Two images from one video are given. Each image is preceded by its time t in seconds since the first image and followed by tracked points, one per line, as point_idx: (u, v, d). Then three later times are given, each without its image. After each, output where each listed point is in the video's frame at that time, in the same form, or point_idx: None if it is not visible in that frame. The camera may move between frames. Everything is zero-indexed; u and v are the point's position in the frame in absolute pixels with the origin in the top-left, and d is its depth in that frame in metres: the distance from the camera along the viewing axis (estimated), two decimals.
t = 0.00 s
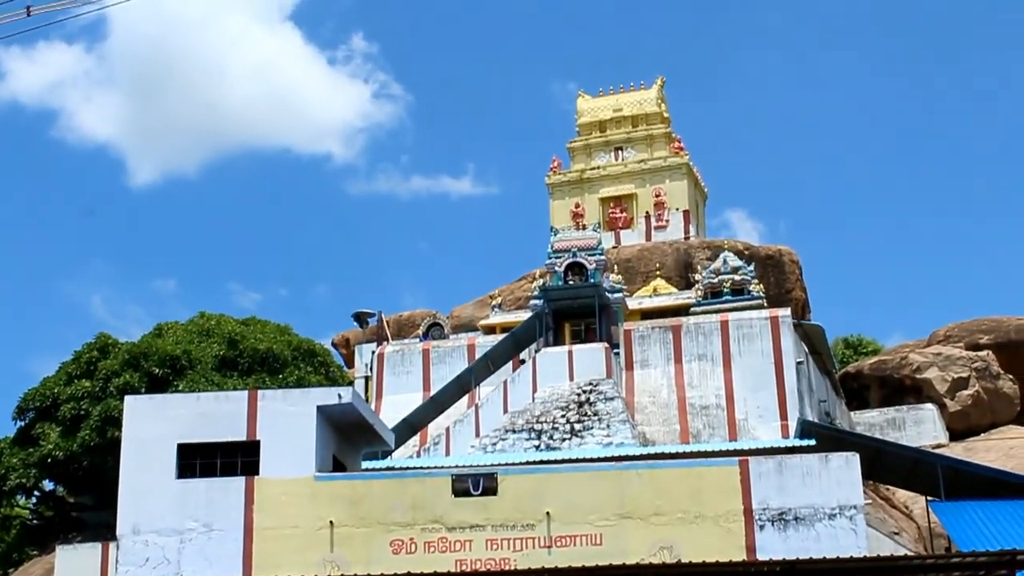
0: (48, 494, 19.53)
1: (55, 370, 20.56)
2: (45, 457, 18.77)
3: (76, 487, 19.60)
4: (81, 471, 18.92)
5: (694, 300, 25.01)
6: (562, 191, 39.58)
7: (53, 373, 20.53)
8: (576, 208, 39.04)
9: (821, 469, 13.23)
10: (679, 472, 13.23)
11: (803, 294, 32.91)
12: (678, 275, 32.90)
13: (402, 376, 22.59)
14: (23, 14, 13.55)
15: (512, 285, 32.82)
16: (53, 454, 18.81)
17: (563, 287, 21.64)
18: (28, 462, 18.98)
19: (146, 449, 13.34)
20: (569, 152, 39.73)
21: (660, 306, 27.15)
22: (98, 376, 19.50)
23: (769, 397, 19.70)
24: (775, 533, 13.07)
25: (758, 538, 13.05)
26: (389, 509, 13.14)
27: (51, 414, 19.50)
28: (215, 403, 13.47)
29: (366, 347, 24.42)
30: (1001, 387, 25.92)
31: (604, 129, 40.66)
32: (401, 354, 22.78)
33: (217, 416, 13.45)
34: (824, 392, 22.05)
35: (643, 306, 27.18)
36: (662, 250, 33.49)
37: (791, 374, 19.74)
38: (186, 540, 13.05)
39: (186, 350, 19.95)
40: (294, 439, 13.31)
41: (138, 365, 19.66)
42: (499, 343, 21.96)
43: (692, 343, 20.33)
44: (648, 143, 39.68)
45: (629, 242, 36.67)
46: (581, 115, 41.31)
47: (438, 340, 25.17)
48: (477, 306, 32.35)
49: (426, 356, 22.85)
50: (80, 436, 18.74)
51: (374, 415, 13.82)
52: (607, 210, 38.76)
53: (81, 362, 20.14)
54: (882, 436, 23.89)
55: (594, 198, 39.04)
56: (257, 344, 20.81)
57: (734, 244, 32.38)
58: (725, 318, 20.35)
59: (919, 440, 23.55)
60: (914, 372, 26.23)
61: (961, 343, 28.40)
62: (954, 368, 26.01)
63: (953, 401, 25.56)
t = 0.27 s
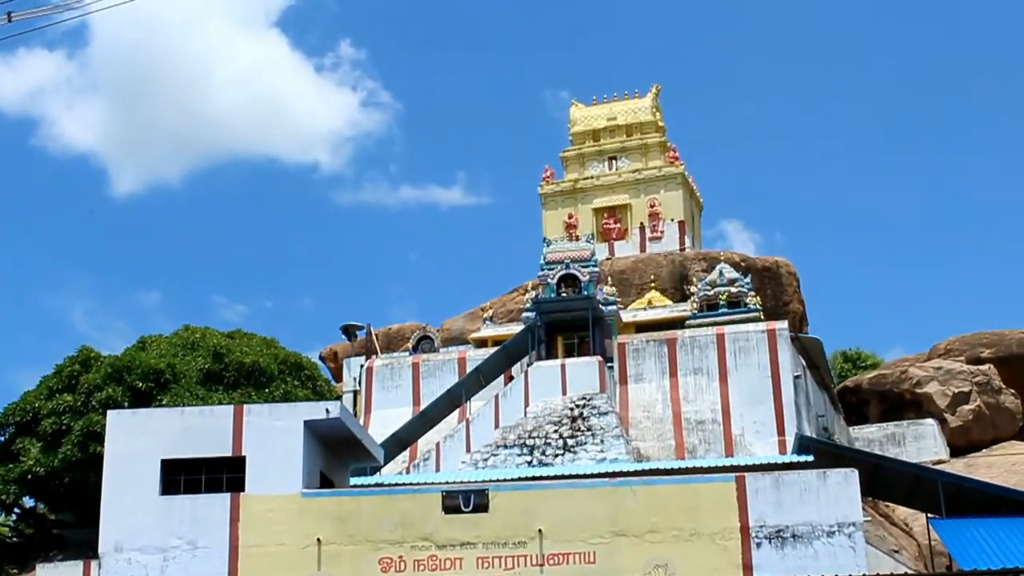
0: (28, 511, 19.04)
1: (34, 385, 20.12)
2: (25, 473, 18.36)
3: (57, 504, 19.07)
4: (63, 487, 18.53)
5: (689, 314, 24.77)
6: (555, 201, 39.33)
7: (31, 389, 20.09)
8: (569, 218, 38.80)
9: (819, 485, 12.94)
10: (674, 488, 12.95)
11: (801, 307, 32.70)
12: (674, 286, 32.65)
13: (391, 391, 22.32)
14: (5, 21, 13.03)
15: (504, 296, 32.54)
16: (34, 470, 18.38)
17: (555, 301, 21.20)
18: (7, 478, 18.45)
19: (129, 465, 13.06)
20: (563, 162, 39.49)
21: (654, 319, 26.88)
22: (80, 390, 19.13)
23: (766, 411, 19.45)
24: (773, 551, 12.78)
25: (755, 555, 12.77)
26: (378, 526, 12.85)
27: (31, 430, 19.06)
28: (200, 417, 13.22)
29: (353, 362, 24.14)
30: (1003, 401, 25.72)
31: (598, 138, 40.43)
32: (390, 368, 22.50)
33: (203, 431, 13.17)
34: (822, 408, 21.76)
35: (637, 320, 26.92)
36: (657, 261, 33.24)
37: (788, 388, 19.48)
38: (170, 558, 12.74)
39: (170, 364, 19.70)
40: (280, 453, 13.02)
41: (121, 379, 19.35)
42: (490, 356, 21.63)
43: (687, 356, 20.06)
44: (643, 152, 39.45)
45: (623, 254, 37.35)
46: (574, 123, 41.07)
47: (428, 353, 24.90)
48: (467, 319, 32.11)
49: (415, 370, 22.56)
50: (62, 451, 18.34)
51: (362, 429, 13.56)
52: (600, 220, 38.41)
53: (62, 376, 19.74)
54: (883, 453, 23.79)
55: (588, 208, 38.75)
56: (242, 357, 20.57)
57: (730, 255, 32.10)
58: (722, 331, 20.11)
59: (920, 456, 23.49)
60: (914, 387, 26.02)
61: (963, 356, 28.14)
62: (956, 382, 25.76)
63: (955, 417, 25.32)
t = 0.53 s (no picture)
0: None
1: None
2: None
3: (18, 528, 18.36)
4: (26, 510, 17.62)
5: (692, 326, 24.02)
6: (552, 206, 38.60)
7: None
8: (565, 224, 38.07)
9: (831, 508, 12.17)
10: (677, 512, 12.16)
11: (810, 318, 32.00)
12: (676, 295, 31.92)
13: (376, 408, 21.54)
14: None
15: (496, 307, 31.77)
16: None
17: (550, 311, 20.41)
18: None
19: (95, 488, 12.27)
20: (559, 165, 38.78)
21: (655, 331, 26.13)
22: (45, 407, 18.35)
23: (774, 429, 18.71)
24: None
25: None
26: (361, 553, 12.08)
27: None
28: (172, 437, 12.43)
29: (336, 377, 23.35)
30: None
31: (596, 140, 39.70)
32: (375, 383, 21.72)
33: (176, 451, 12.39)
34: (833, 425, 20.96)
35: (637, 332, 26.16)
36: (657, 270, 32.53)
37: (797, 405, 18.77)
38: None
39: (141, 380, 18.90)
40: (257, 476, 12.25)
41: (89, 396, 18.56)
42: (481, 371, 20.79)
43: (690, 371, 19.32)
44: (642, 154, 38.72)
45: (622, 261, 36.15)
46: (572, 124, 40.33)
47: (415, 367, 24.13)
48: (457, 331, 31.34)
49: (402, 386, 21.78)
50: (25, 471, 17.56)
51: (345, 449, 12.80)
52: (598, 226, 37.81)
53: (28, 391, 18.96)
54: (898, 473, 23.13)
55: (585, 213, 38.05)
56: (218, 372, 19.71)
57: (734, 263, 31.34)
58: (727, 344, 19.40)
59: (939, 477, 22.80)
60: (932, 404, 25.37)
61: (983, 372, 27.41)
62: (975, 399, 25.06)
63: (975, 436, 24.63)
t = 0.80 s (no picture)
0: None
1: None
2: None
3: None
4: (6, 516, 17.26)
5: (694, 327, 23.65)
6: (550, 202, 38.17)
7: None
8: (563, 221, 37.65)
9: (837, 514, 11.77)
10: (678, 518, 11.75)
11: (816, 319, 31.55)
12: (677, 295, 31.55)
13: (367, 411, 21.14)
14: None
15: (491, 307, 31.37)
16: None
17: (547, 311, 20.00)
18: None
19: (77, 493, 11.89)
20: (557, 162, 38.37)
21: (655, 332, 25.73)
22: (24, 410, 17.92)
23: (779, 434, 18.32)
24: None
25: None
26: (351, 561, 11.67)
27: None
28: (156, 441, 12.02)
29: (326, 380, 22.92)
30: None
31: (595, 135, 39.27)
32: (365, 386, 21.31)
33: (160, 455, 11.99)
34: (839, 428, 20.52)
35: (637, 333, 25.77)
36: (658, 269, 32.13)
37: (802, 409, 18.35)
38: None
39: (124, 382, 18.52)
40: (242, 481, 11.85)
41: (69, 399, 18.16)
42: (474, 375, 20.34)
43: (691, 374, 18.91)
44: (641, 150, 38.32)
45: (621, 261, 35.62)
46: (570, 119, 39.89)
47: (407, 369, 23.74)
48: (450, 332, 30.92)
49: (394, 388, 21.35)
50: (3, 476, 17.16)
51: (334, 453, 12.42)
52: (596, 223, 37.42)
53: (7, 394, 18.54)
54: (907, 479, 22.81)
55: (583, 210, 37.64)
56: (202, 374, 19.38)
57: (737, 262, 30.95)
58: (730, 346, 18.99)
59: (948, 483, 22.45)
60: (941, 408, 25.01)
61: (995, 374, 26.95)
62: (987, 403, 24.67)
63: (985, 441, 24.29)
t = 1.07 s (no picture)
0: None
1: None
2: None
3: None
4: None
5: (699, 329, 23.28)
6: (551, 200, 37.80)
7: None
8: (563, 219, 37.28)
9: (845, 523, 11.42)
10: (682, 526, 11.39)
11: (823, 321, 31.14)
12: (682, 295, 31.20)
13: (361, 416, 20.79)
14: None
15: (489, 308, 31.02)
16: None
17: (547, 313, 19.60)
18: None
19: (60, 501, 11.52)
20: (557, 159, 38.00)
21: (658, 333, 25.34)
22: (8, 415, 17.56)
23: (785, 440, 17.96)
24: None
25: None
26: (345, 571, 11.31)
27: None
28: (143, 446, 11.65)
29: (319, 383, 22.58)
30: None
31: (596, 131, 38.88)
32: (360, 390, 20.95)
33: (146, 462, 11.62)
34: (847, 432, 20.12)
35: (639, 334, 25.41)
36: (660, 269, 31.78)
37: (809, 415, 18.02)
38: None
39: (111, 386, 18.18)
40: (232, 489, 11.49)
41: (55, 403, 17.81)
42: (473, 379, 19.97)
43: (695, 377, 18.53)
44: (643, 146, 37.94)
45: (624, 260, 36.01)
46: (570, 114, 39.49)
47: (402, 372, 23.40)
48: (448, 334, 30.56)
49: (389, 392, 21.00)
50: None
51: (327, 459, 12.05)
52: (597, 222, 36.97)
53: None
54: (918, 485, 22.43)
55: (584, 208, 37.26)
56: (191, 378, 19.04)
57: (742, 262, 30.58)
58: (735, 349, 18.64)
59: (962, 489, 22.06)
60: (953, 413, 24.65)
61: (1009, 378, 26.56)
62: (1000, 407, 24.29)
63: (999, 446, 23.90)
